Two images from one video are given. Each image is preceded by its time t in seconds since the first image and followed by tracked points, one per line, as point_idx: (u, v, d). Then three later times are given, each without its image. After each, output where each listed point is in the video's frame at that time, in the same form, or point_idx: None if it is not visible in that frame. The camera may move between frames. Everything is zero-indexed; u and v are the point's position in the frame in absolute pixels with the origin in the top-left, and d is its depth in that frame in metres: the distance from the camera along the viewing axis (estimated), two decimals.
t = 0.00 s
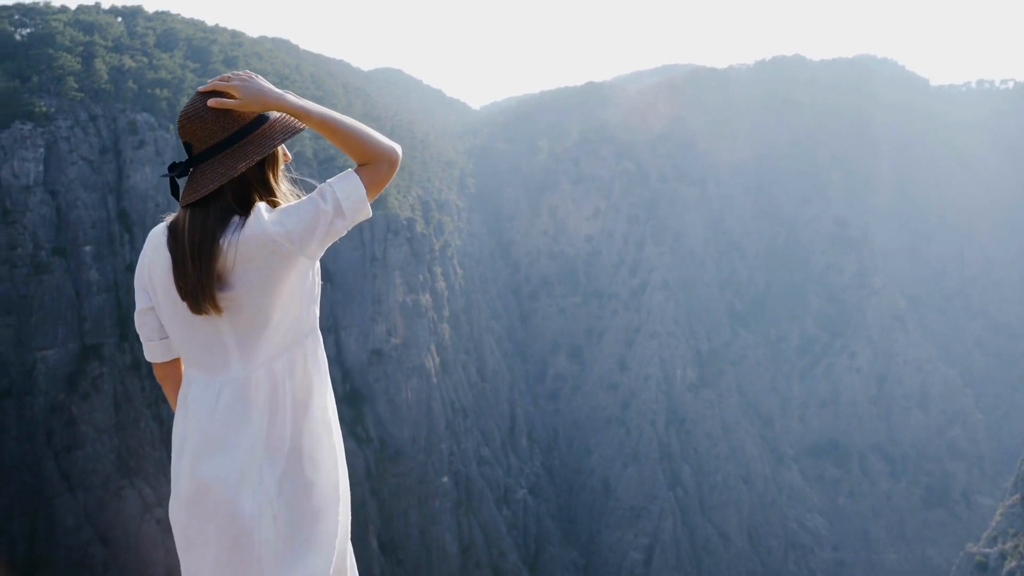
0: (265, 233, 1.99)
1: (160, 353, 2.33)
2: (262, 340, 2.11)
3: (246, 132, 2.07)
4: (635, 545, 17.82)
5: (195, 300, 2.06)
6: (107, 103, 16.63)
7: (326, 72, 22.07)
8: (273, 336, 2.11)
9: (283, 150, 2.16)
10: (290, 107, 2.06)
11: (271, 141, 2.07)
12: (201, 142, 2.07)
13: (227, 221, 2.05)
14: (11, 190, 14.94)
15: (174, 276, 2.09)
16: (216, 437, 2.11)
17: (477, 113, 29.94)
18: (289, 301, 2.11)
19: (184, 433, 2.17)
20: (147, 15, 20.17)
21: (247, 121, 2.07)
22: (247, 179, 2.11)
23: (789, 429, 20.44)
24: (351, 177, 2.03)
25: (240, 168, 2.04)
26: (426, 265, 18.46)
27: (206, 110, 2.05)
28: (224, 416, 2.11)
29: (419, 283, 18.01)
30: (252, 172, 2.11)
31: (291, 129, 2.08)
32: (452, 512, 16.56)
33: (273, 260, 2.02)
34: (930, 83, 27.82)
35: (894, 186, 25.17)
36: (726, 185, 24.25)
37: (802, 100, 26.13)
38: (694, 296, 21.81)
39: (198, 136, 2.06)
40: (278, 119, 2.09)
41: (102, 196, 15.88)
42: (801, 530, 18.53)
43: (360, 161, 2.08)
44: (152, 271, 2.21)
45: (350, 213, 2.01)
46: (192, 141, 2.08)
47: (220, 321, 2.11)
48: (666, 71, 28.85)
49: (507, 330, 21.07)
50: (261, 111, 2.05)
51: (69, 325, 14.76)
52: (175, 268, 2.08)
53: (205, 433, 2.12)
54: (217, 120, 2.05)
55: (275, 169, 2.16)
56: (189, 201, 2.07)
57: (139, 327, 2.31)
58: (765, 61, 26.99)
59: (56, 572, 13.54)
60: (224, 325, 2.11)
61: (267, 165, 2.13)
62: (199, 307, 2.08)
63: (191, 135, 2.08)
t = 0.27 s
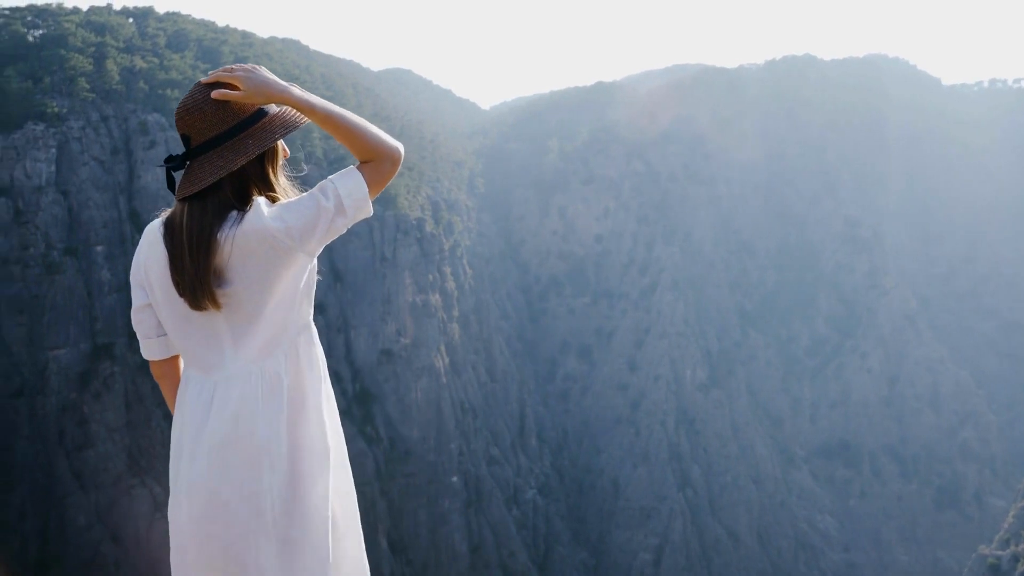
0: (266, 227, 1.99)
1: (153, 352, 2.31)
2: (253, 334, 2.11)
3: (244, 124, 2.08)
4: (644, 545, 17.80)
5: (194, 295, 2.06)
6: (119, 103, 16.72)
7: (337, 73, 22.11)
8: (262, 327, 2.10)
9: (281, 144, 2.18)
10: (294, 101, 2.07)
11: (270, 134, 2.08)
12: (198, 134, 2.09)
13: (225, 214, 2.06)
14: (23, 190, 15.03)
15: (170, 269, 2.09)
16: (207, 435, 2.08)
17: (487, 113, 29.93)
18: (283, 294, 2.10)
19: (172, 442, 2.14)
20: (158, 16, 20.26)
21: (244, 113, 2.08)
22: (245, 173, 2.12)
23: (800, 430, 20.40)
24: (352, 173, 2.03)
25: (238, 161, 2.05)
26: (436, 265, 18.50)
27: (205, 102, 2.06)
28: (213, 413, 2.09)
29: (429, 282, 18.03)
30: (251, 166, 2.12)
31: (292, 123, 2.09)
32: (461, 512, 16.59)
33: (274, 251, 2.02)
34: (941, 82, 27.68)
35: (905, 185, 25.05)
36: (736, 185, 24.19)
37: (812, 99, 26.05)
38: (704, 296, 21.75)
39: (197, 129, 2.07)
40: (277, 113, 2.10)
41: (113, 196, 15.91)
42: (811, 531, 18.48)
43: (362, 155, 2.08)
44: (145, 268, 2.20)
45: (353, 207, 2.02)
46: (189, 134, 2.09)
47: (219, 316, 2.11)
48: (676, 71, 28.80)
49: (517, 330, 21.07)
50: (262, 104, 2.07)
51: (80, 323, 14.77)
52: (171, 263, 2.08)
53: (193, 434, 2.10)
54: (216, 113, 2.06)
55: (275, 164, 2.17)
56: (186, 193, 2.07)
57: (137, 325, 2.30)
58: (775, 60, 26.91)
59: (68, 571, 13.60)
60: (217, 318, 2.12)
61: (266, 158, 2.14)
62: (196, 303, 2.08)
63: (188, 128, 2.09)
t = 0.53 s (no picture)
0: (268, 221, 1.98)
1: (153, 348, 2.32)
2: (252, 336, 2.09)
3: (242, 118, 2.08)
4: (656, 545, 17.75)
5: (193, 291, 2.05)
6: (132, 103, 16.77)
7: (349, 73, 22.13)
8: (262, 328, 2.09)
9: (283, 137, 2.17)
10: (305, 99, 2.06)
11: (271, 126, 2.08)
12: (198, 127, 2.09)
13: (225, 207, 2.05)
14: (38, 191, 15.15)
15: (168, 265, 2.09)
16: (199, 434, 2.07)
17: (499, 113, 29.89)
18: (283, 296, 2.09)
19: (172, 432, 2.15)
20: (171, 17, 20.33)
21: (244, 105, 2.08)
22: (246, 165, 2.11)
23: (812, 431, 20.37)
24: (359, 177, 2.02)
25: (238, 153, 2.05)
26: (448, 265, 18.51)
27: (205, 93, 2.07)
28: (211, 410, 2.08)
29: (441, 282, 18.03)
30: (251, 158, 2.11)
31: (293, 115, 2.08)
32: (473, 511, 16.61)
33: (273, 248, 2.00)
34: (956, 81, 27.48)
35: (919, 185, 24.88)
36: (748, 184, 24.08)
37: (825, 99, 25.93)
38: (717, 296, 21.64)
39: (198, 120, 2.08)
40: (279, 105, 2.10)
41: (127, 196, 15.95)
42: (824, 532, 18.41)
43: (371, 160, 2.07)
44: (146, 264, 2.21)
45: (357, 214, 2.00)
46: (189, 126, 2.10)
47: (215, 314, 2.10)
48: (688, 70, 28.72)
49: (529, 330, 21.04)
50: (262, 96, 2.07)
51: (94, 323, 14.86)
52: (170, 257, 2.07)
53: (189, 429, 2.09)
54: (217, 104, 2.06)
55: (276, 157, 2.17)
56: (185, 185, 2.07)
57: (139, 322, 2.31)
58: (788, 60, 26.79)
59: (83, 568, 13.60)
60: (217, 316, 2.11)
61: (267, 151, 2.13)
62: (195, 297, 2.07)
63: (189, 120, 2.10)
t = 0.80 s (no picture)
0: (268, 225, 1.96)
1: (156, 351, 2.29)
2: (250, 341, 2.06)
3: (243, 112, 2.05)
4: (668, 547, 17.72)
5: (193, 291, 2.02)
6: (146, 105, 16.88)
7: (362, 74, 22.19)
8: (255, 332, 2.06)
9: (287, 134, 2.13)
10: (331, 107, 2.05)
11: (273, 122, 2.05)
12: (199, 123, 2.07)
13: (226, 204, 2.02)
14: (53, 192, 15.26)
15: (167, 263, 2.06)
16: (191, 439, 2.06)
17: (511, 113, 29.89)
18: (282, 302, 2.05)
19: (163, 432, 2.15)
20: (185, 19, 20.41)
21: (245, 101, 2.05)
22: (248, 162, 2.08)
23: (826, 432, 20.41)
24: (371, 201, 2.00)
25: (238, 150, 2.03)
26: (460, 265, 18.51)
27: (207, 88, 2.05)
28: (202, 414, 2.07)
29: (453, 282, 18.05)
30: (253, 153, 2.08)
31: (295, 111, 2.05)
32: (485, 512, 16.63)
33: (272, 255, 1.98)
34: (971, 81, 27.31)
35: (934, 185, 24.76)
36: (761, 184, 24.00)
37: (838, 100, 25.87)
38: (730, 296, 21.54)
39: (199, 116, 2.06)
40: (281, 102, 2.07)
41: (141, 197, 16.11)
42: (837, 534, 18.35)
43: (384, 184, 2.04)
44: (147, 263, 2.19)
45: (362, 238, 1.98)
46: (191, 121, 2.08)
47: (214, 314, 2.07)
48: (700, 71, 28.67)
49: (541, 330, 21.01)
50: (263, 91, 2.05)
51: (109, 323, 14.94)
52: (169, 256, 2.04)
53: (181, 432, 2.09)
54: (219, 99, 2.04)
55: (279, 154, 2.13)
56: (186, 181, 2.04)
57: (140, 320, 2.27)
58: (801, 60, 26.70)
59: (96, 568, 13.70)
60: (211, 315, 2.09)
61: (270, 148, 2.10)
62: (192, 298, 2.05)
63: (191, 115, 2.08)
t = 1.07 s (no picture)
0: (269, 235, 2.14)
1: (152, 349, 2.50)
2: (241, 347, 2.21)
3: (241, 111, 2.19)
4: (682, 549, 17.67)
5: (192, 294, 2.18)
6: (162, 106, 16.98)
7: (376, 75, 22.22)
8: (243, 340, 2.21)
9: (287, 131, 2.28)
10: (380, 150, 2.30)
11: (272, 120, 2.19)
12: (200, 123, 2.21)
13: (229, 202, 2.18)
14: (70, 193, 15.38)
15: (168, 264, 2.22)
16: (183, 435, 2.23)
17: (524, 114, 29.87)
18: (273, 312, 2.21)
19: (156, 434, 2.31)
20: (201, 21, 20.50)
21: (243, 101, 2.19)
22: (251, 159, 2.23)
23: (840, 432, 20.31)
24: (379, 243, 2.18)
25: (236, 147, 2.17)
26: (474, 266, 18.55)
27: (208, 89, 2.19)
28: (192, 418, 2.24)
29: (467, 284, 18.08)
30: (254, 152, 2.23)
31: (294, 112, 2.20)
32: (498, 512, 16.63)
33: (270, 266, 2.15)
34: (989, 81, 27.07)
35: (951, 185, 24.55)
36: (776, 185, 23.91)
37: (854, 100, 25.68)
38: (744, 297, 21.46)
39: (201, 115, 2.20)
40: (280, 101, 2.22)
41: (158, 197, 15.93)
42: (853, 537, 18.20)
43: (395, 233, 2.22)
44: (149, 261, 2.35)
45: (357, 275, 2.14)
46: (193, 121, 2.23)
47: (209, 318, 2.23)
48: (714, 72, 28.57)
49: (555, 332, 21.00)
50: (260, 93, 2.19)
51: (125, 324, 14.89)
52: (170, 256, 2.20)
53: (172, 435, 2.26)
54: (219, 100, 2.18)
55: (280, 151, 2.28)
56: (188, 180, 2.19)
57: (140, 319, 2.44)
58: (816, 60, 26.55)
59: (112, 567, 13.63)
60: (204, 317, 2.24)
61: (272, 145, 2.25)
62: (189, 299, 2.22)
63: (193, 115, 2.23)
